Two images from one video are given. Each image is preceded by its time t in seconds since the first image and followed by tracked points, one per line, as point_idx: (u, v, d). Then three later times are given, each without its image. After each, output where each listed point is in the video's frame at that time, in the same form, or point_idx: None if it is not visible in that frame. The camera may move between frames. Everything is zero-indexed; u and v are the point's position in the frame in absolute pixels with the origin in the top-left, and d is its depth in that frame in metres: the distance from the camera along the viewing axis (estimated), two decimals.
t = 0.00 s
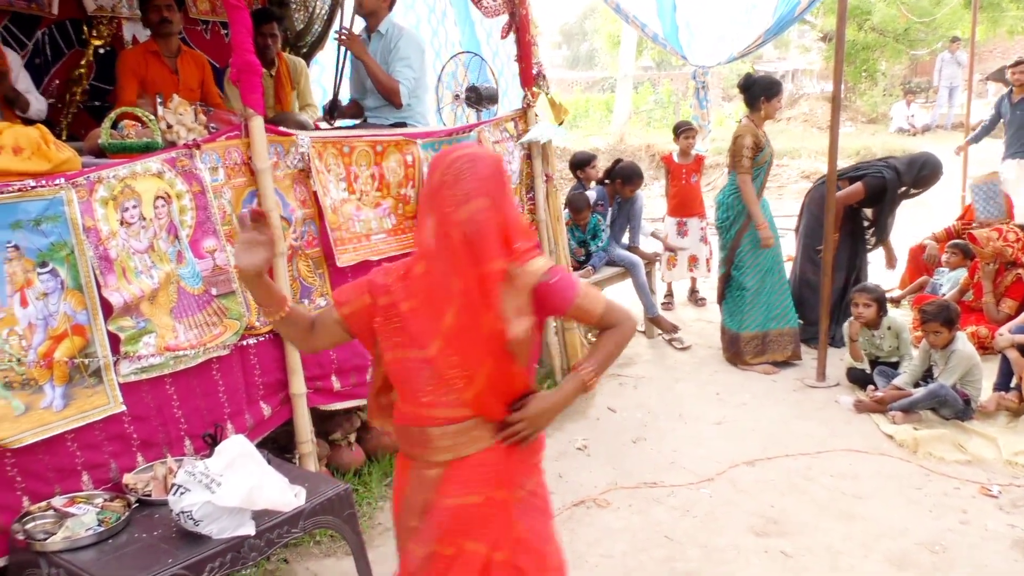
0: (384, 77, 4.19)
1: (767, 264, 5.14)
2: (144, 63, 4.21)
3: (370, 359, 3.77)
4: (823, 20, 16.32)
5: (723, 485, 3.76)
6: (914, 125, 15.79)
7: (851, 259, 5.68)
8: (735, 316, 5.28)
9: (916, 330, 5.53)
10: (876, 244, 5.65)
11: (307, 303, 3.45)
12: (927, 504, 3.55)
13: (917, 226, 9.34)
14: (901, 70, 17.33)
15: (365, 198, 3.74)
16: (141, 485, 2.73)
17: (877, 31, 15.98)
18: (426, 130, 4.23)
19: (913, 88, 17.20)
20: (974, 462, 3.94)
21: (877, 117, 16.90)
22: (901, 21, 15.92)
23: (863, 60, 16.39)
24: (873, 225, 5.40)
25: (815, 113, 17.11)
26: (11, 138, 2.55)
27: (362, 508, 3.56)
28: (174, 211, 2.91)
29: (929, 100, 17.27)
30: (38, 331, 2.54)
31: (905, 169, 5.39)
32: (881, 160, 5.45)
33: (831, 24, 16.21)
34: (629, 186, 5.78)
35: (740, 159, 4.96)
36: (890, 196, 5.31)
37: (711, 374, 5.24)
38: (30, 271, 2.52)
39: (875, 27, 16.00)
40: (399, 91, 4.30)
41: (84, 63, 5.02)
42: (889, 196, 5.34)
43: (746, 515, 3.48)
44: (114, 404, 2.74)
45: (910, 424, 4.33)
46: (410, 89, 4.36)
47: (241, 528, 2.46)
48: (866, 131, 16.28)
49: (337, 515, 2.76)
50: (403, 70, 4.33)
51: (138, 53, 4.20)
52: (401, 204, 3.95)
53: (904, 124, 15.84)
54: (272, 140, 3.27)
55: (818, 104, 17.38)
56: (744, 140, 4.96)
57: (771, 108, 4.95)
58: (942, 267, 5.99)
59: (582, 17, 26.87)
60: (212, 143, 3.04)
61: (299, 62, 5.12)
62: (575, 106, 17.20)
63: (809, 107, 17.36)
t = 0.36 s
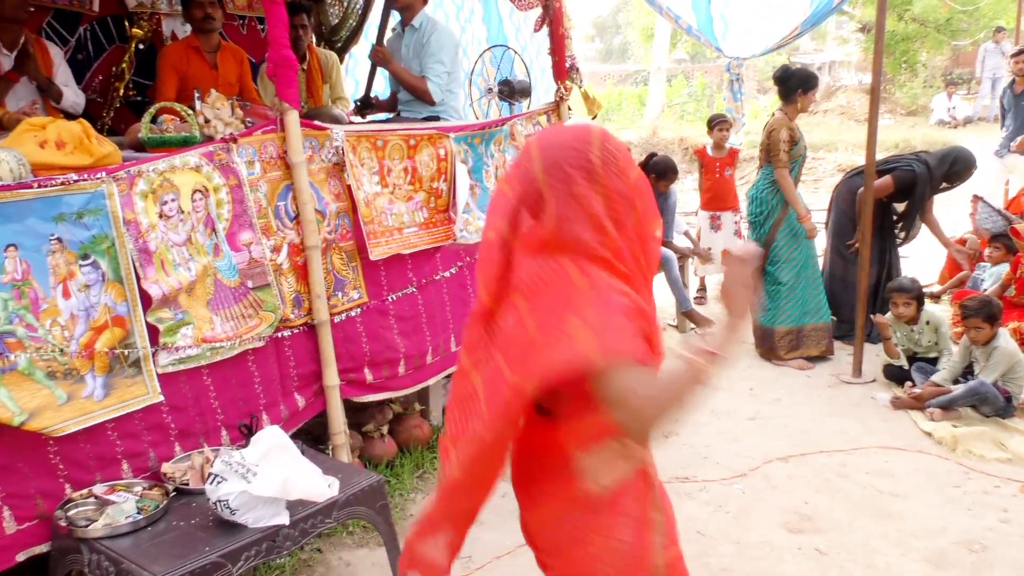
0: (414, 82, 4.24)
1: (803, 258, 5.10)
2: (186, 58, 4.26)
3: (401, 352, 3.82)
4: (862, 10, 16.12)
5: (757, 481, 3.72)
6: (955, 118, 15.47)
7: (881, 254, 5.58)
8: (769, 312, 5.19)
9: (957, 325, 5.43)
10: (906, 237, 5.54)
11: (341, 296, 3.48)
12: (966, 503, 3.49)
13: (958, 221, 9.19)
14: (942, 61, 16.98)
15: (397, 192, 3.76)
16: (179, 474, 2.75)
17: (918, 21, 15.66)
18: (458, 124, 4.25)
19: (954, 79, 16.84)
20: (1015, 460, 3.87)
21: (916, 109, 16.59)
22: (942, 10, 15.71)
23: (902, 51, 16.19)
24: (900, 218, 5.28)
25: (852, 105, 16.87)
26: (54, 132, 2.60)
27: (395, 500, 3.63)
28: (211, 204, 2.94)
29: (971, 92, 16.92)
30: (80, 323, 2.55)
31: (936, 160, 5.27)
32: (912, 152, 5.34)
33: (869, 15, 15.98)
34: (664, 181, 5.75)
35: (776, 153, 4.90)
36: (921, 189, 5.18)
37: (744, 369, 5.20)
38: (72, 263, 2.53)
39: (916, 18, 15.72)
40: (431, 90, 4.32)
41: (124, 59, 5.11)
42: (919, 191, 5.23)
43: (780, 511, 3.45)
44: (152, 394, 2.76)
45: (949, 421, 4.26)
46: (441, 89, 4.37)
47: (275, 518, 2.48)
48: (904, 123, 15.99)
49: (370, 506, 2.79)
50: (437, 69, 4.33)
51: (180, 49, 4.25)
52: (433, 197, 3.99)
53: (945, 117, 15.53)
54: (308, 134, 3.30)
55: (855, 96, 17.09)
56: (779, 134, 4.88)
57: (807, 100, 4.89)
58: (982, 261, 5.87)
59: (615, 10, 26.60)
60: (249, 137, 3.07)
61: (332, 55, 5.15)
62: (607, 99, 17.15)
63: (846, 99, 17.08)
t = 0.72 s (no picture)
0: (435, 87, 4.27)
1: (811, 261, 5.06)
2: (200, 57, 4.29)
3: (410, 349, 3.83)
4: (877, 9, 16.08)
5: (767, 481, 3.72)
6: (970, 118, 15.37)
7: (893, 256, 5.54)
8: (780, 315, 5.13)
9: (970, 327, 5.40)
10: (918, 239, 5.51)
11: (351, 294, 3.48)
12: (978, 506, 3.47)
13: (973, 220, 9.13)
14: (958, 60, 16.86)
15: (408, 190, 3.77)
16: (190, 471, 2.77)
17: (933, 20, 15.54)
18: (470, 122, 4.27)
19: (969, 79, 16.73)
20: None
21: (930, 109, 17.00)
22: (958, 9, 15.33)
23: (917, 50, 16.14)
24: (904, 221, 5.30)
25: (866, 104, 16.76)
26: (69, 128, 2.60)
27: (404, 498, 3.64)
28: (223, 201, 2.94)
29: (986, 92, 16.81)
30: (93, 319, 2.56)
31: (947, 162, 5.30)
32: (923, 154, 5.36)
33: (883, 13, 15.93)
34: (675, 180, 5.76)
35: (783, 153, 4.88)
36: (931, 190, 5.20)
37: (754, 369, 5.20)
38: (85, 260, 2.54)
39: (931, 17, 15.57)
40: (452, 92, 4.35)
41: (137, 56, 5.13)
42: (930, 191, 5.23)
43: (791, 512, 3.45)
44: (164, 391, 2.77)
45: (961, 423, 4.25)
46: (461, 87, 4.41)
47: (286, 515, 2.48)
48: (919, 123, 15.88)
49: (380, 504, 2.79)
50: (456, 66, 4.35)
51: (194, 47, 4.27)
52: (443, 195, 4.00)
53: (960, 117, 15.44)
54: (320, 132, 3.31)
55: (868, 95, 17.00)
56: (787, 132, 4.86)
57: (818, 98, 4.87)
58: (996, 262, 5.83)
59: (626, 9, 26.51)
60: (262, 134, 3.07)
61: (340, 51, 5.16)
62: (619, 98, 17.11)
63: (859, 99, 16.98)
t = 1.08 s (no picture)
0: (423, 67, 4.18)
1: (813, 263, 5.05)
2: (204, 57, 4.30)
3: (411, 349, 3.82)
4: (880, 10, 16.09)
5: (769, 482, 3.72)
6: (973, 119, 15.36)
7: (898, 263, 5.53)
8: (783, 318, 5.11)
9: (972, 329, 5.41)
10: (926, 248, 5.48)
11: (354, 293, 3.49)
12: (980, 507, 3.48)
13: (970, 219, 9.13)
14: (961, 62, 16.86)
15: (410, 189, 3.77)
16: (191, 469, 2.77)
17: (937, 21, 15.52)
18: (472, 121, 4.28)
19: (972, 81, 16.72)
20: None
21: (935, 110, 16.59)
22: (961, 11, 15.37)
23: (920, 51, 16.18)
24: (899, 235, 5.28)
25: (869, 104, 16.73)
26: (73, 127, 2.61)
27: (405, 497, 3.65)
28: (226, 200, 2.94)
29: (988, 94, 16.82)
30: (95, 318, 2.56)
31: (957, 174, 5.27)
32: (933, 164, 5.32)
33: (887, 14, 15.95)
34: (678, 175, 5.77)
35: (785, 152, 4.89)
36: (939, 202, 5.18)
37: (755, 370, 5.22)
38: (88, 258, 2.54)
39: (934, 18, 15.57)
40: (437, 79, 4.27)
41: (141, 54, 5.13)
42: (938, 204, 5.20)
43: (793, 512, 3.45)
44: (166, 389, 2.77)
45: (963, 424, 4.26)
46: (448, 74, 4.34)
47: (287, 514, 2.48)
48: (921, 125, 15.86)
49: (381, 502, 2.79)
50: (444, 58, 4.30)
51: (198, 46, 4.28)
52: (445, 195, 4.00)
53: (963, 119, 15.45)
54: (322, 131, 3.31)
55: (871, 96, 16.99)
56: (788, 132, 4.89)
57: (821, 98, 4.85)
58: (1000, 263, 5.84)
59: (629, 9, 26.46)
60: (264, 133, 3.07)
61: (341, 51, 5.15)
62: (622, 98, 17.08)
63: (862, 100, 16.96)
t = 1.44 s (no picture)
0: (431, 78, 4.21)
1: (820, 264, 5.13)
2: (206, 58, 4.29)
3: (412, 349, 3.82)
4: (882, 10, 16.08)
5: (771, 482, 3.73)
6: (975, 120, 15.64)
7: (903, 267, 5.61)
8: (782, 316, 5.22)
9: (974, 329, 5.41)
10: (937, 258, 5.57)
11: (354, 293, 3.48)
12: (982, 508, 3.48)
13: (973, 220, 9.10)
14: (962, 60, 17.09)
15: (412, 189, 3.77)
16: (192, 469, 2.77)
17: (939, 21, 15.47)
18: (474, 122, 4.29)
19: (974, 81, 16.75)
20: None
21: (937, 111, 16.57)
22: (962, 11, 15.38)
23: (922, 50, 16.13)
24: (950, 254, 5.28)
25: (871, 104, 16.69)
26: (74, 127, 2.60)
27: (407, 497, 3.65)
28: (227, 200, 2.94)
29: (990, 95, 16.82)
30: (97, 318, 2.56)
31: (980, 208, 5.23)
32: (957, 193, 5.28)
33: (888, 14, 15.93)
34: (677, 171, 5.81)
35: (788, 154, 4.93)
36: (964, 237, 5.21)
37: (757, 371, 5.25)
38: (90, 258, 2.54)
39: (936, 18, 15.49)
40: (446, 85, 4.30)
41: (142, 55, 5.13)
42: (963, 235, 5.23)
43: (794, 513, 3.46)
44: (167, 389, 2.77)
45: (966, 424, 4.26)
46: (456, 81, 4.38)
47: (288, 514, 2.48)
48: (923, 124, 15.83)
49: (383, 503, 2.79)
50: (450, 61, 4.32)
51: (199, 47, 4.28)
52: (446, 195, 4.00)
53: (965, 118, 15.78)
54: (324, 131, 3.31)
55: (873, 96, 16.95)
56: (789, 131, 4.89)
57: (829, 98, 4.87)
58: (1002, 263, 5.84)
59: (631, 8, 26.36)
60: (266, 134, 3.07)
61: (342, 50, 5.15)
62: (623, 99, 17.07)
63: (864, 100, 16.93)
